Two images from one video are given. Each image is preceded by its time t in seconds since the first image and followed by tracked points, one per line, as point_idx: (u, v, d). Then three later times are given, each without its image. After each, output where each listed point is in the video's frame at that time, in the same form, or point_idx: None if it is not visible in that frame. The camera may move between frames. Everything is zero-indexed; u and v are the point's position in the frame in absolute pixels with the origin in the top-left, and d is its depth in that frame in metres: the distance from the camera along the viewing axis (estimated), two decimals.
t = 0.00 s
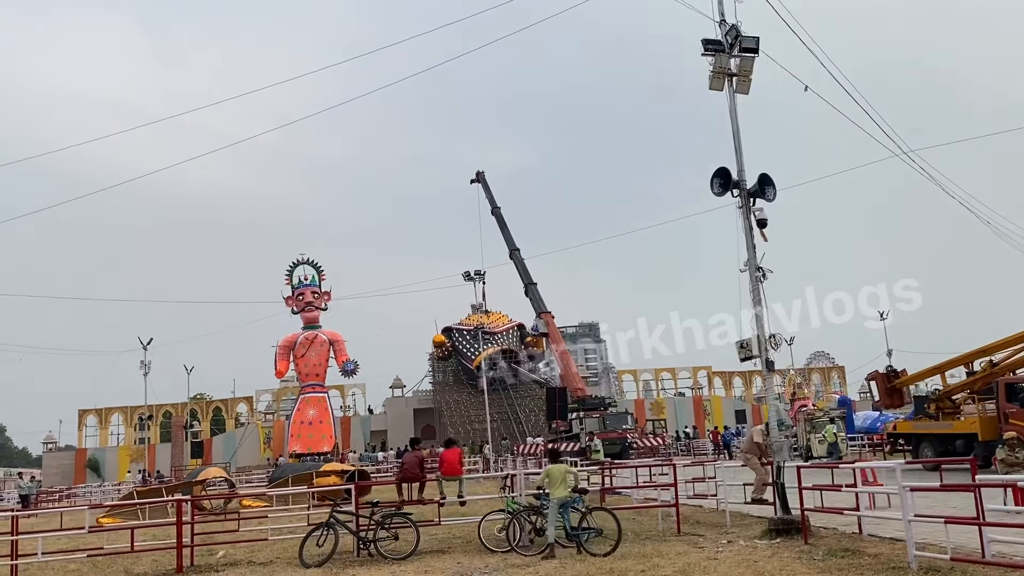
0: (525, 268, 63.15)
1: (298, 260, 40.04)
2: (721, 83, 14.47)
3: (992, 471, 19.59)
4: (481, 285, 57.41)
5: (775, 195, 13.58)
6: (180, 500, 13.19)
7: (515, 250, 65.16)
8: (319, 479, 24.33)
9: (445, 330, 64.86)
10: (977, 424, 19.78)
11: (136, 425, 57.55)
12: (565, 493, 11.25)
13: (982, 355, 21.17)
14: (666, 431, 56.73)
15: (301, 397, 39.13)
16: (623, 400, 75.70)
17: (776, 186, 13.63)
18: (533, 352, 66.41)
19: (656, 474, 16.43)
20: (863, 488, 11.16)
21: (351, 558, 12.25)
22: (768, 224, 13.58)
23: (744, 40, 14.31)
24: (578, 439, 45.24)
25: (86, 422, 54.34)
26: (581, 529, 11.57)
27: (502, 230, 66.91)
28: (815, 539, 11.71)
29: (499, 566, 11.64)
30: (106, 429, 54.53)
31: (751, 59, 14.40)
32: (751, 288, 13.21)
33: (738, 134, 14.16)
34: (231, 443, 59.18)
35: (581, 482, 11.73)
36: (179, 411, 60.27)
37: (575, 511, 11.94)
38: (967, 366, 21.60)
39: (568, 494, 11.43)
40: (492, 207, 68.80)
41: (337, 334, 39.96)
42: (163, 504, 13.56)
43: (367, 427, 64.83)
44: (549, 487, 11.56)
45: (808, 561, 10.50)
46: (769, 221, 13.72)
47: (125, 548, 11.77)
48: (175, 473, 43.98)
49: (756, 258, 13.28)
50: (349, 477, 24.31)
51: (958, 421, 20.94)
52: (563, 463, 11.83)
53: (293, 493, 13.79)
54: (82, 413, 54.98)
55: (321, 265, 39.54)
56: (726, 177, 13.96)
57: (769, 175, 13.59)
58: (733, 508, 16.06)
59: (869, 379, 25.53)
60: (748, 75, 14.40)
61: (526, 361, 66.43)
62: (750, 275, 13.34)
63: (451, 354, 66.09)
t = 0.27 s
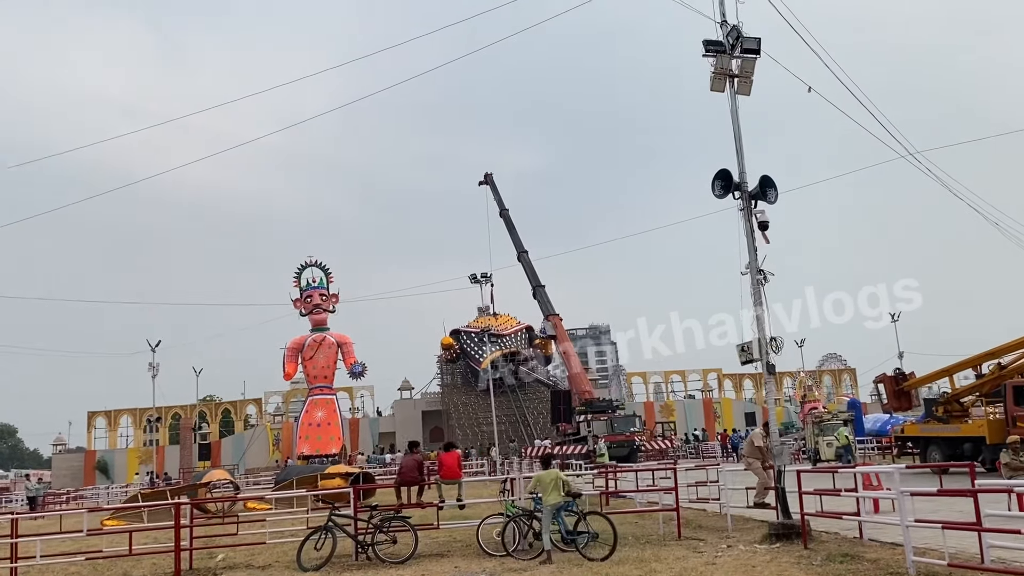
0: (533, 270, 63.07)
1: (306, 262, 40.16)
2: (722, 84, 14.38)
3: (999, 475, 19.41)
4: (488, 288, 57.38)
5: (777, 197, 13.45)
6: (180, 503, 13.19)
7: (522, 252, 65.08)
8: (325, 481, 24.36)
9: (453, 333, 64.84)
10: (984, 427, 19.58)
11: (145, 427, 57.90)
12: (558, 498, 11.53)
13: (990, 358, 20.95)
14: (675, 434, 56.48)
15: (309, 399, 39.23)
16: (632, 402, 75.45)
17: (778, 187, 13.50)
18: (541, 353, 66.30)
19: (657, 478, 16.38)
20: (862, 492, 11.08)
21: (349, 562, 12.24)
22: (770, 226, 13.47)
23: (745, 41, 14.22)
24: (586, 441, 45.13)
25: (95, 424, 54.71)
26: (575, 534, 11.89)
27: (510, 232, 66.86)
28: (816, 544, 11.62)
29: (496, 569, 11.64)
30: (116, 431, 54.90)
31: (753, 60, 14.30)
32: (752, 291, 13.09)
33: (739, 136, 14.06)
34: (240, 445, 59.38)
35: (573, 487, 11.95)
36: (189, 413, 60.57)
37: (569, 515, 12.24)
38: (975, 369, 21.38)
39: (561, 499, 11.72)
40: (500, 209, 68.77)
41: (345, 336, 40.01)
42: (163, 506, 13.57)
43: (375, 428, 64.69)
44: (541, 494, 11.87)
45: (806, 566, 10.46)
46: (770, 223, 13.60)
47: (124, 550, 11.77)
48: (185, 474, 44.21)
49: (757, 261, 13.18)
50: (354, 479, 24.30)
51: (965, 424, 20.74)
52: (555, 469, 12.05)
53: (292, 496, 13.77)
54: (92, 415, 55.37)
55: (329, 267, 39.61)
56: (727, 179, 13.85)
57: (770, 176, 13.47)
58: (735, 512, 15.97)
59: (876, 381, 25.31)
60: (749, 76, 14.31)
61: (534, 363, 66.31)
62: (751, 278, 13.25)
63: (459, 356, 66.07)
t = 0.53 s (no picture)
0: (538, 269, 63.06)
1: (312, 261, 40.27)
2: (721, 83, 14.35)
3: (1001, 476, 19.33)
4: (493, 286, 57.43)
5: (775, 196, 13.43)
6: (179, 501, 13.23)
7: (528, 251, 65.10)
8: (327, 480, 24.44)
9: (459, 331, 64.90)
10: (987, 428, 19.49)
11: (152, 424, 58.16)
12: (551, 495, 11.97)
13: (993, 358, 20.84)
14: (679, 433, 56.41)
15: (314, 397, 39.35)
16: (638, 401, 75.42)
17: (776, 187, 13.48)
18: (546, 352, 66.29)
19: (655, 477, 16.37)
20: (859, 493, 11.06)
21: (345, 560, 12.30)
22: (768, 226, 13.43)
23: (745, 39, 14.17)
24: (590, 440, 45.11)
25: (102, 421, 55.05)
26: (571, 532, 12.21)
27: (515, 231, 66.88)
28: (812, 544, 11.60)
29: (492, 568, 11.68)
30: (122, 428, 55.18)
31: (752, 59, 14.26)
32: (750, 291, 13.08)
33: (738, 135, 14.03)
34: (246, 443, 59.61)
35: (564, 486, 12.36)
36: (195, 410, 60.82)
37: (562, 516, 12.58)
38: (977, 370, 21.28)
39: (554, 499, 12.14)
40: (505, 208, 68.79)
41: (350, 334, 40.12)
42: (162, 504, 13.62)
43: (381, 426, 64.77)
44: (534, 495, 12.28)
45: (800, 567, 10.46)
46: (769, 223, 13.56)
47: (122, 547, 11.80)
48: (190, 472, 44.45)
49: (754, 260, 13.16)
50: (356, 477, 24.38)
51: (968, 425, 20.65)
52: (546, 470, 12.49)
53: (289, 495, 13.80)
54: (99, 412, 55.67)
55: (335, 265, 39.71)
56: (725, 178, 13.82)
57: (769, 176, 13.44)
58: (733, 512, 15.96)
59: (879, 382, 25.21)
60: (748, 75, 14.26)
61: (539, 362, 66.33)
62: (749, 277, 13.24)
63: (464, 354, 66.11)
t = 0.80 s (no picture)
0: (545, 269, 63.02)
1: (318, 260, 40.34)
2: (721, 81, 14.28)
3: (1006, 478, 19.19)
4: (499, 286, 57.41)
5: (775, 196, 13.37)
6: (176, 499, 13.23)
7: (534, 251, 65.08)
8: (329, 479, 24.44)
9: (465, 331, 64.88)
10: (992, 430, 19.34)
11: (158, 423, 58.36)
12: (548, 494, 11.97)
13: (998, 360, 20.68)
14: (685, 434, 56.24)
15: (320, 397, 39.39)
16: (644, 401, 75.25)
17: (776, 186, 13.42)
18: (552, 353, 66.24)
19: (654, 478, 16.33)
20: (858, 494, 10.97)
21: (342, 559, 12.30)
22: (768, 225, 13.36)
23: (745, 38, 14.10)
24: (594, 440, 45.01)
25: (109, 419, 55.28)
26: (567, 533, 12.21)
27: (522, 231, 66.85)
28: (810, 546, 11.51)
29: (487, 568, 11.65)
30: (129, 426, 55.42)
31: (753, 57, 14.16)
32: (750, 290, 13.02)
33: (738, 133, 13.96)
34: (252, 442, 59.75)
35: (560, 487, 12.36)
36: (201, 409, 61.01)
37: (559, 516, 12.57)
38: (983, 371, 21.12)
39: (550, 498, 12.14)
40: (512, 208, 68.77)
41: (356, 334, 40.15)
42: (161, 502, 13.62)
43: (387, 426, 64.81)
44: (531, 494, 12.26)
45: (798, 568, 10.38)
46: (769, 222, 13.49)
47: (119, 545, 11.80)
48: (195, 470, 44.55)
49: (754, 260, 13.10)
50: (358, 477, 24.38)
51: (973, 427, 20.50)
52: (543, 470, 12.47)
53: (287, 494, 13.77)
54: (106, 410, 55.91)
55: (341, 264, 39.76)
56: (725, 177, 13.75)
57: (769, 175, 13.38)
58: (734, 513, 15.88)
59: (884, 383, 25.05)
60: (749, 73, 14.16)
61: (545, 362, 66.26)
62: (748, 276, 13.18)
63: (470, 354, 66.14)
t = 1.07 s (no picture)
0: (552, 269, 62.96)
1: (325, 259, 40.43)
2: (724, 79, 14.16)
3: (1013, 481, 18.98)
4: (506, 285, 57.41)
5: (777, 195, 13.27)
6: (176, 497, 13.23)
7: (542, 250, 65.01)
8: (333, 478, 24.42)
9: (472, 331, 64.82)
10: (999, 432, 19.14)
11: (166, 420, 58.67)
12: (547, 496, 11.90)
13: (1006, 361, 20.46)
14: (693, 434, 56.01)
15: (327, 395, 39.46)
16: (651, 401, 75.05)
17: (778, 185, 13.32)
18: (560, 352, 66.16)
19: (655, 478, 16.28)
20: (859, 497, 10.84)
21: (340, 558, 12.33)
22: (770, 224, 13.26)
23: (748, 35, 13.97)
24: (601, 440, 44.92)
25: (118, 417, 55.61)
26: (566, 534, 12.14)
27: (529, 230, 66.78)
28: (811, 548, 11.40)
29: (485, 569, 11.63)
30: (137, 424, 55.72)
31: (755, 55, 14.03)
32: (751, 289, 12.92)
33: (740, 132, 13.86)
34: (260, 440, 59.96)
35: (561, 488, 12.29)
36: (209, 407, 61.27)
37: (559, 517, 12.53)
38: (990, 372, 20.90)
39: (549, 499, 12.10)
40: (520, 207, 68.74)
41: (363, 333, 40.20)
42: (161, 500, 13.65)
43: (394, 425, 64.98)
44: (530, 495, 12.23)
45: (797, 571, 10.29)
46: (771, 222, 13.39)
47: (118, 544, 11.79)
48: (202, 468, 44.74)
49: (755, 260, 13.01)
50: (362, 476, 24.36)
51: (980, 428, 20.30)
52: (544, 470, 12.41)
53: (287, 493, 13.76)
54: (115, 408, 56.24)
55: (348, 263, 39.80)
56: (727, 176, 13.65)
57: (771, 174, 13.28)
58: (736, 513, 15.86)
59: (891, 383, 24.84)
60: (751, 71, 14.04)
61: (552, 362, 66.15)
62: (750, 276, 13.09)
63: (478, 353, 66.14)
